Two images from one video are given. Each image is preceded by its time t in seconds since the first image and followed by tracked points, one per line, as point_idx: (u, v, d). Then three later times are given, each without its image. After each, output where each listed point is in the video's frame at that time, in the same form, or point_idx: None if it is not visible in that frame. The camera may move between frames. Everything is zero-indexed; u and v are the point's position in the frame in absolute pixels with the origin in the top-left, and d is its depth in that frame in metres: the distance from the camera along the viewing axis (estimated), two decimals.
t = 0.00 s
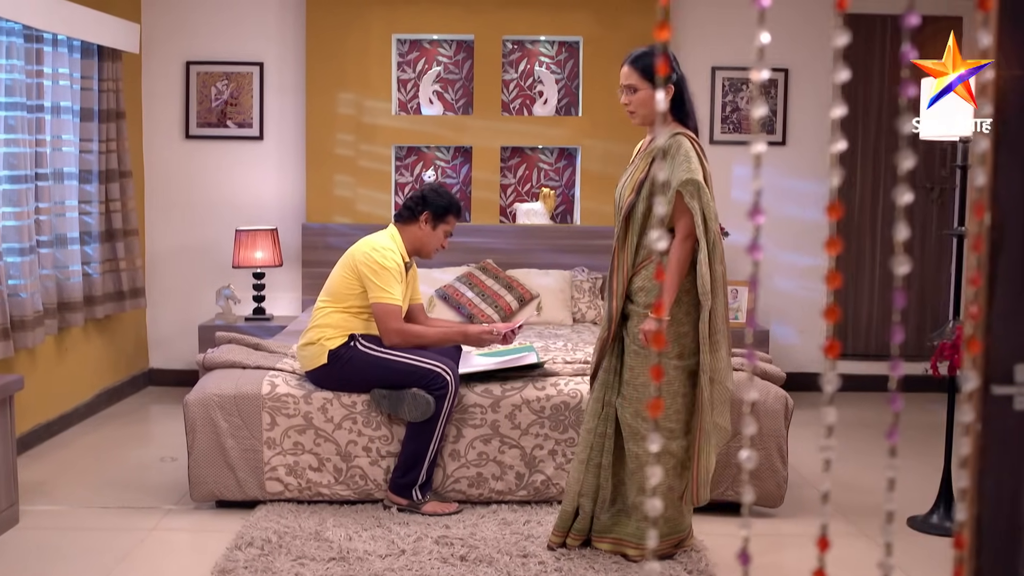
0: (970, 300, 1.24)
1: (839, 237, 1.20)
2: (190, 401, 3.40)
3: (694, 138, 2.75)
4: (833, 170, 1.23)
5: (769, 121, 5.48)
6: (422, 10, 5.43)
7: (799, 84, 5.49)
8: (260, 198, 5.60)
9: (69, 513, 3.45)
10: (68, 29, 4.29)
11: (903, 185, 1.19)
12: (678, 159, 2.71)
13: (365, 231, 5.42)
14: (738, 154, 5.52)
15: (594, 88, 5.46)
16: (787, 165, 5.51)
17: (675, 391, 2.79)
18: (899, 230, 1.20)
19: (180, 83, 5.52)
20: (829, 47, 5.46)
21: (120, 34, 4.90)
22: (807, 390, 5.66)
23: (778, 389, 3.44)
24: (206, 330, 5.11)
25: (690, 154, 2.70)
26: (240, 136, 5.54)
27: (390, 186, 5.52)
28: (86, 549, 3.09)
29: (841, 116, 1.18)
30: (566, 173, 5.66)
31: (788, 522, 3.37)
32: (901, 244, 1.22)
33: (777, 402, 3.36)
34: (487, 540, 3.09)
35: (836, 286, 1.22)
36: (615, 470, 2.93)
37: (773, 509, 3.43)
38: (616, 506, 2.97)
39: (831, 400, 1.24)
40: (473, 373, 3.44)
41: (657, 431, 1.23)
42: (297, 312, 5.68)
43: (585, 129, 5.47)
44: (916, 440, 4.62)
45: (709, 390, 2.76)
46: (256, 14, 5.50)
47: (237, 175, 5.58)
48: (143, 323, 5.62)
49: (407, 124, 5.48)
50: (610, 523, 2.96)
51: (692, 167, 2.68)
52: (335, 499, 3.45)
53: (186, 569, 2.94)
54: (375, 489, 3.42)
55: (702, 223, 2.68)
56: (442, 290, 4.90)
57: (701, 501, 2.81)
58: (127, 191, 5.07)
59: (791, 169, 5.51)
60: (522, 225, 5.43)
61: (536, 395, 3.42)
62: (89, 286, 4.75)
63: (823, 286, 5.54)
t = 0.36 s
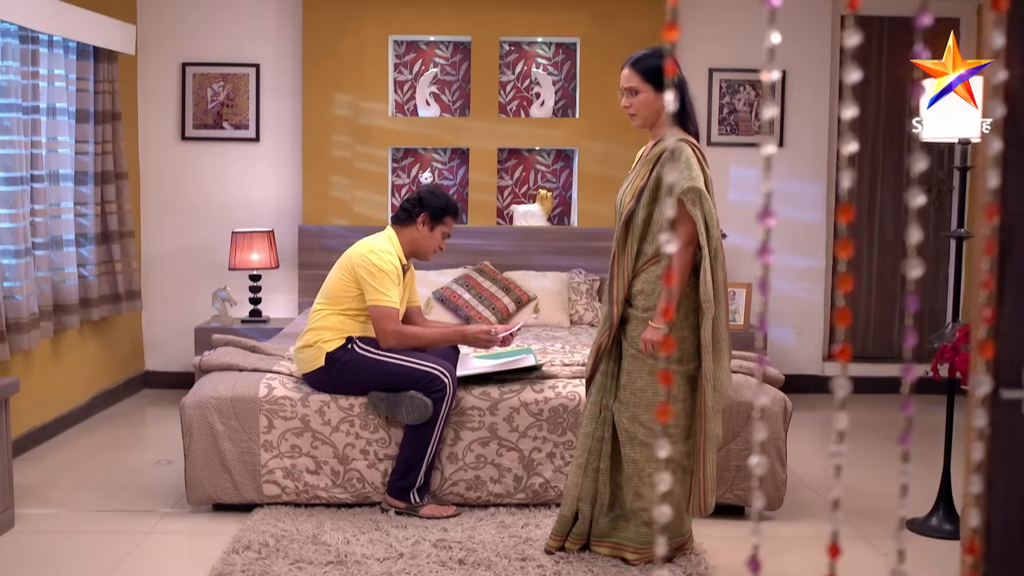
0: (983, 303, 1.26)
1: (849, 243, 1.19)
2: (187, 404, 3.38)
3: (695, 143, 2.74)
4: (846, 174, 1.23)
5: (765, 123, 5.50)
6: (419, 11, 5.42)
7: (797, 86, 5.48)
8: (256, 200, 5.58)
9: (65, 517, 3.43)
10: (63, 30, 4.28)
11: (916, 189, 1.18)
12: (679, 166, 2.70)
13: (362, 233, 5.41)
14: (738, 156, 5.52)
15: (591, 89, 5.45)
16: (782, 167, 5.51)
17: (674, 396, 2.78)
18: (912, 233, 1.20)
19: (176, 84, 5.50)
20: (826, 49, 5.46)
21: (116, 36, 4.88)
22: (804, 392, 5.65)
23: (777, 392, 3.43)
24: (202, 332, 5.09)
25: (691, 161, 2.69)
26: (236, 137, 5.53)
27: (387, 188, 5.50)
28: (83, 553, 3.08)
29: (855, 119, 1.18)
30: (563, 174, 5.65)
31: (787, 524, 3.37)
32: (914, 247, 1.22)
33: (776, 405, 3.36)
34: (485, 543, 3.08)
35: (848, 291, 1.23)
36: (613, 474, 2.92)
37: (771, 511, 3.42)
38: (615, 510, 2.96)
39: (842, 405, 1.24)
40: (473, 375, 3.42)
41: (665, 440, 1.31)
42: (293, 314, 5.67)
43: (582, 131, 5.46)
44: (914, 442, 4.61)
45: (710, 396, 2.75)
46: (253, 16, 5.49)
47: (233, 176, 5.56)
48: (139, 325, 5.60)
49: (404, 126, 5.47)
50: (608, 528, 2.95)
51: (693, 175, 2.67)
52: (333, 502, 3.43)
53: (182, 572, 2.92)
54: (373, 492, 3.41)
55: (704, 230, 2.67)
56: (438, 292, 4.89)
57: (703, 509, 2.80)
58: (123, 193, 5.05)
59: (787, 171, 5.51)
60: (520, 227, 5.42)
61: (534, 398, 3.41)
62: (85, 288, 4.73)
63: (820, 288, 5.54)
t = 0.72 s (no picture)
0: (995, 306, 1.24)
1: (862, 242, 1.17)
2: (184, 406, 3.37)
3: (697, 146, 2.72)
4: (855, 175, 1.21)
5: (763, 124, 5.50)
6: (416, 12, 5.41)
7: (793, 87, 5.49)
8: (253, 201, 5.56)
9: (61, 519, 3.41)
10: (58, 30, 4.26)
11: (928, 190, 1.17)
12: (680, 168, 2.69)
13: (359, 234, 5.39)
14: (736, 157, 5.52)
15: (588, 90, 5.45)
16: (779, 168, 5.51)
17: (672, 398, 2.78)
18: (925, 235, 1.18)
19: (173, 85, 5.49)
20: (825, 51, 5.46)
21: (112, 36, 4.86)
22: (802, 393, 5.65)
23: (777, 394, 3.42)
24: (198, 334, 5.07)
25: (693, 163, 2.68)
26: (232, 138, 5.51)
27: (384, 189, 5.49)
28: (79, 556, 3.06)
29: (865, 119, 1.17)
30: (560, 176, 5.64)
31: (787, 526, 3.36)
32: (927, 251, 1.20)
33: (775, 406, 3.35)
34: (484, 545, 3.07)
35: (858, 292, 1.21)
36: (611, 477, 2.91)
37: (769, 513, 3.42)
38: (613, 513, 2.95)
39: (853, 407, 1.22)
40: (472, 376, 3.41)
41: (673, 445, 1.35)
42: (290, 315, 5.65)
43: (580, 132, 5.45)
44: (912, 443, 4.61)
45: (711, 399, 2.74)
46: (250, 16, 5.47)
47: (229, 178, 5.54)
48: (135, 327, 5.58)
49: (401, 127, 5.45)
50: (607, 531, 2.94)
51: (695, 177, 2.66)
52: (331, 504, 3.42)
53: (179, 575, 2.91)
54: (371, 494, 3.40)
55: (705, 232, 2.67)
56: (436, 293, 4.88)
57: (704, 512, 2.79)
58: (119, 194, 5.04)
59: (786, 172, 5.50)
60: (517, 229, 5.41)
61: (532, 399, 3.40)
62: (81, 289, 4.71)
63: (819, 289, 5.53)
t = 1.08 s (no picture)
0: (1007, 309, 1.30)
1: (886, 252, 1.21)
2: (182, 408, 3.35)
3: (696, 145, 2.70)
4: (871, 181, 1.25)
5: (762, 125, 5.50)
6: (414, 13, 5.40)
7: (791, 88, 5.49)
8: (250, 202, 5.55)
9: (59, 522, 3.40)
10: (55, 31, 4.24)
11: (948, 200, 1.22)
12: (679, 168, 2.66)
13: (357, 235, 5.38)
14: (735, 157, 5.51)
15: (586, 92, 5.45)
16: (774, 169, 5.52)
17: (671, 400, 2.77)
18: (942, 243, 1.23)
19: (170, 86, 5.47)
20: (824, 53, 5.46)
21: (109, 37, 4.84)
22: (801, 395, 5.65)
23: (777, 396, 3.41)
24: (196, 336, 5.05)
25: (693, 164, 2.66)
26: (230, 139, 5.50)
27: (381, 190, 5.48)
28: (76, 558, 3.04)
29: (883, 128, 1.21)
30: (558, 177, 5.64)
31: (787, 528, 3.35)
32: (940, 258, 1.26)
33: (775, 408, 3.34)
34: (483, 548, 3.06)
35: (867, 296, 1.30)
36: (610, 479, 2.90)
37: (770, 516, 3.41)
38: (612, 514, 2.94)
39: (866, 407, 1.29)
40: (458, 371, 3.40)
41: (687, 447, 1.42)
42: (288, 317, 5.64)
43: (578, 133, 5.44)
44: (911, 445, 4.61)
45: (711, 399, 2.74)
46: (247, 17, 5.46)
47: (226, 179, 5.53)
48: (132, 329, 5.56)
49: (399, 128, 5.44)
50: (606, 532, 2.92)
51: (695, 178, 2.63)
52: (330, 506, 3.40)
53: None
54: (370, 495, 3.38)
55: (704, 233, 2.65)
56: (434, 295, 4.89)
57: (705, 514, 2.78)
58: (116, 195, 5.02)
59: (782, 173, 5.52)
60: (515, 230, 5.40)
61: (531, 401, 3.39)
62: (78, 291, 4.70)
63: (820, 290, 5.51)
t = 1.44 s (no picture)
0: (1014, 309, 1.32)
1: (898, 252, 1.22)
2: (180, 410, 3.35)
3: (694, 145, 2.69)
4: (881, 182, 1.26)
5: (761, 126, 5.50)
6: (412, 13, 5.39)
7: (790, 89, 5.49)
8: (248, 203, 5.54)
9: (55, 524, 3.38)
10: (52, 32, 4.23)
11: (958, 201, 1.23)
12: (677, 168, 2.65)
13: (354, 237, 5.38)
14: (734, 159, 5.51)
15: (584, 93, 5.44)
16: (772, 171, 5.52)
17: (670, 399, 2.76)
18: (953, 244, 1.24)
19: (168, 87, 5.46)
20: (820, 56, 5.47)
21: (106, 38, 4.83)
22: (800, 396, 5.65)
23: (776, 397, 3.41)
24: (194, 337, 5.04)
25: (691, 163, 2.65)
26: (228, 141, 5.48)
27: (379, 192, 5.47)
28: (73, 562, 3.03)
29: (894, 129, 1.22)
30: (556, 178, 5.63)
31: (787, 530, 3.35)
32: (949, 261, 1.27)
33: (775, 410, 3.34)
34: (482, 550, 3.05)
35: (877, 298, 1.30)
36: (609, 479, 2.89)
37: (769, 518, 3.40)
38: (612, 514, 2.93)
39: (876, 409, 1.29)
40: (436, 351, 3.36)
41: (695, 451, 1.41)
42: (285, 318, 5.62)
43: (576, 135, 5.43)
44: (910, 447, 4.61)
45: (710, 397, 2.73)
46: (245, 18, 5.45)
47: (224, 180, 5.52)
48: (129, 331, 5.55)
49: (397, 129, 5.44)
50: (605, 533, 2.91)
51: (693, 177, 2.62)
52: (328, 509, 3.39)
53: None
54: (368, 498, 3.37)
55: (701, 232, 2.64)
56: (432, 296, 4.89)
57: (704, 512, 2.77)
58: (113, 197, 5.00)
59: (780, 174, 5.52)
60: (513, 231, 5.40)
61: (530, 403, 3.38)
62: (75, 292, 4.68)
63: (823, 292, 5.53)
